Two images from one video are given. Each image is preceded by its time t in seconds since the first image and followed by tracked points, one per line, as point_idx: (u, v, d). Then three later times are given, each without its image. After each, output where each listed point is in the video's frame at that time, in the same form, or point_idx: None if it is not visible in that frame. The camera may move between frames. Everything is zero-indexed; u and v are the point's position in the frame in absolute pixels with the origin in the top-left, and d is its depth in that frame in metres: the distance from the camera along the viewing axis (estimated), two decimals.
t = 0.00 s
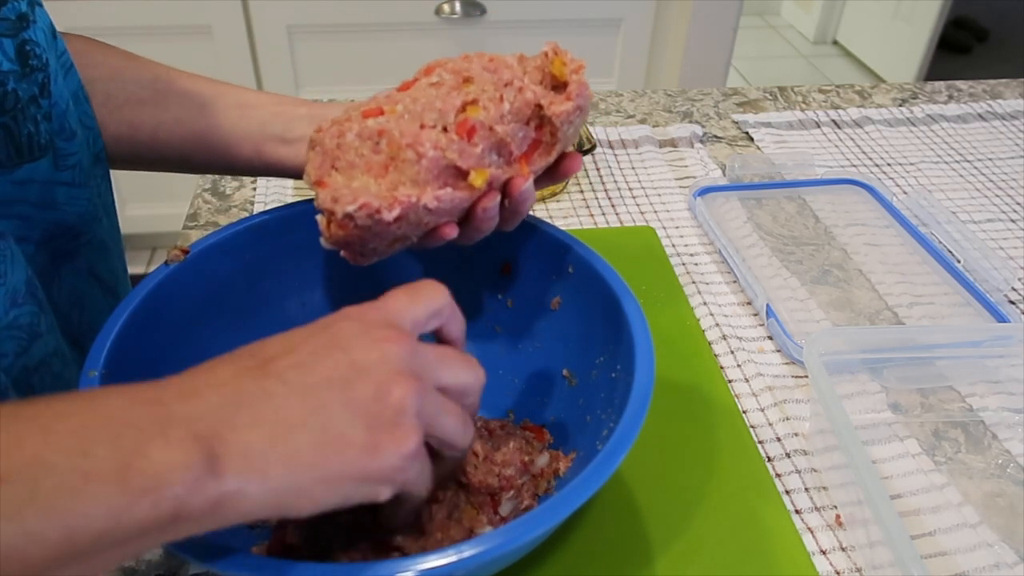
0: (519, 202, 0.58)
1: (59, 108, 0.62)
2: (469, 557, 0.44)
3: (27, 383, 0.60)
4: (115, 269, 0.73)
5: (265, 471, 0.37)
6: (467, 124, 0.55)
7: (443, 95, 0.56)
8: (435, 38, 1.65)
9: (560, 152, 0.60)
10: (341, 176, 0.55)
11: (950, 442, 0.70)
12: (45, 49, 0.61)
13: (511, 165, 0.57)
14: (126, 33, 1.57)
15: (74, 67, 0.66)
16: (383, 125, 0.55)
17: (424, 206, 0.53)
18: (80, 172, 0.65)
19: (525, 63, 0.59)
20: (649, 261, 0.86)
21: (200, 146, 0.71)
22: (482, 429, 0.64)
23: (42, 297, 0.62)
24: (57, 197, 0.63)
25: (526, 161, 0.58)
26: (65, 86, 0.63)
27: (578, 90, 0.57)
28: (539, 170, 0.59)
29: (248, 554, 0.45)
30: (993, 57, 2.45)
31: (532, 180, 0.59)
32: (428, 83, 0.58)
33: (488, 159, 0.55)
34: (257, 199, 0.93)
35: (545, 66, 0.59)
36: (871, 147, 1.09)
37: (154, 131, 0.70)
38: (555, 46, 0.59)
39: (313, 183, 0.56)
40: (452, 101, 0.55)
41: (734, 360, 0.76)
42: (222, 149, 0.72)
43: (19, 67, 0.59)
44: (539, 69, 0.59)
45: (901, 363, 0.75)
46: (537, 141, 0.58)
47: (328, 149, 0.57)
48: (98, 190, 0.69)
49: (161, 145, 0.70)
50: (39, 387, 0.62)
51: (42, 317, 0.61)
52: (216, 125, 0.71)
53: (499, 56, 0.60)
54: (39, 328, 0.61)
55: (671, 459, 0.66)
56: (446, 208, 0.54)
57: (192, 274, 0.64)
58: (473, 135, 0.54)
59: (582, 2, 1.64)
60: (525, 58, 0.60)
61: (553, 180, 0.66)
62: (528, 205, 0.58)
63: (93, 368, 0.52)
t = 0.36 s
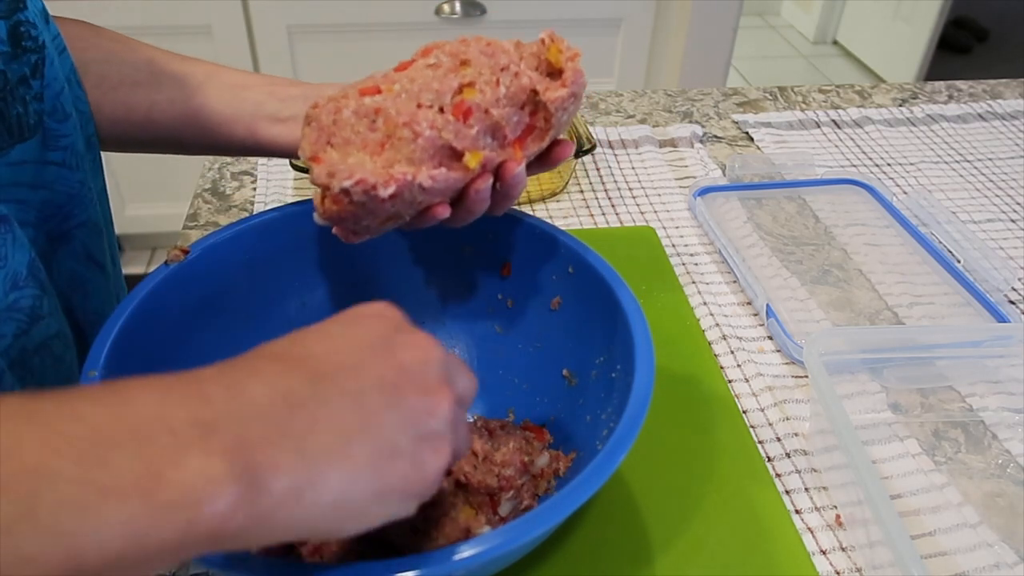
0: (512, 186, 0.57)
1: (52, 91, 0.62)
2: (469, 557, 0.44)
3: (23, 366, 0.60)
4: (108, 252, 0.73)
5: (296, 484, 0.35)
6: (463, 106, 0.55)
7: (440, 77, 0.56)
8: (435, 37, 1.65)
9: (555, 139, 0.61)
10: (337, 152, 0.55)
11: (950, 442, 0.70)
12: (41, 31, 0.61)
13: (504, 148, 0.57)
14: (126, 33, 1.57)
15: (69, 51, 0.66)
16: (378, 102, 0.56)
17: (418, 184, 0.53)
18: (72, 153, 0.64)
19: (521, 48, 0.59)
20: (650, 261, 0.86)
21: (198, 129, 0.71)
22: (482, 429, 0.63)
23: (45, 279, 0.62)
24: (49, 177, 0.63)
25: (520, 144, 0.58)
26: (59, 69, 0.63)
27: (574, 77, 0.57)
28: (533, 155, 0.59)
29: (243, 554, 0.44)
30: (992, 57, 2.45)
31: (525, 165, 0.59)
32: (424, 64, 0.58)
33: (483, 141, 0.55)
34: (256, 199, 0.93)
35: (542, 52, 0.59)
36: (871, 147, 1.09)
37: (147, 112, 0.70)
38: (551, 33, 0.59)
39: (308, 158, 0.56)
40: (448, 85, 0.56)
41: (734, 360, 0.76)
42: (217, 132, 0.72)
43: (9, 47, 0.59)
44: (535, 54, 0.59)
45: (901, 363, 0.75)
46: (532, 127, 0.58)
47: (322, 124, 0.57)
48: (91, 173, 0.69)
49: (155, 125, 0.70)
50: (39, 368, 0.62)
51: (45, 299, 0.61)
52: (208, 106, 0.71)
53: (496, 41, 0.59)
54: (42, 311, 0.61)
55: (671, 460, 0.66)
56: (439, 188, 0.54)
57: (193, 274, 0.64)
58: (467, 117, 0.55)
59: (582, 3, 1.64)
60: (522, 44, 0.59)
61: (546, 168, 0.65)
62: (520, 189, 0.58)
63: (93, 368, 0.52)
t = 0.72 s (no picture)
0: (500, 198, 0.58)
1: (53, 76, 0.62)
2: (469, 557, 0.44)
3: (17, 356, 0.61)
4: (105, 238, 0.73)
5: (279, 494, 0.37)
6: (454, 121, 0.54)
7: (434, 87, 0.56)
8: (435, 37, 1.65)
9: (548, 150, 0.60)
10: (328, 159, 0.56)
11: (950, 442, 0.70)
12: (43, 16, 0.61)
13: (494, 161, 0.57)
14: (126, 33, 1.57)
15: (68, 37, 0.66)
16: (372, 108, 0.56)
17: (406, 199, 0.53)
18: (72, 139, 0.64)
19: (518, 60, 0.58)
20: (650, 262, 0.86)
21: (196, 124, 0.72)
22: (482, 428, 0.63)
23: (55, 267, 0.62)
24: (54, 163, 0.63)
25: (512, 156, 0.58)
26: (59, 54, 0.63)
27: (569, 96, 0.56)
28: (524, 168, 0.59)
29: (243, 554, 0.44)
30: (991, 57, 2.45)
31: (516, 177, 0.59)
32: (418, 72, 0.58)
33: (472, 155, 0.55)
34: (256, 199, 0.93)
35: (538, 66, 0.58)
36: (871, 147, 1.09)
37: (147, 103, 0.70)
38: (550, 47, 0.58)
39: (300, 163, 0.57)
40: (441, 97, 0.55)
41: (734, 360, 0.76)
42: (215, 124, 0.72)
43: (13, 32, 0.59)
44: (532, 66, 0.58)
45: (901, 363, 0.75)
46: (524, 141, 0.58)
47: (316, 127, 0.57)
48: (87, 159, 0.69)
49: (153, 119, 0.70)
50: (36, 356, 0.63)
51: (51, 289, 0.62)
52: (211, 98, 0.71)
53: (493, 52, 0.59)
54: (45, 300, 0.61)
55: (671, 460, 0.66)
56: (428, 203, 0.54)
57: (193, 273, 0.64)
58: (458, 131, 0.54)
59: (582, 3, 1.64)
60: (520, 55, 0.59)
61: (538, 176, 0.65)
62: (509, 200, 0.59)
63: (94, 368, 0.52)
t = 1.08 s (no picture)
0: (494, 201, 0.58)
1: (57, 69, 0.62)
2: (469, 557, 0.44)
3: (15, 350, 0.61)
4: (111, 234, 0.73)
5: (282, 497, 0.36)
6: (448, 125, 0.54)
7: (430, 90, 0.56)
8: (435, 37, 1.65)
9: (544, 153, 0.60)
10: (323, 162, 0.56)
11: (950, 442, 0.70)
12: (46, 10, 0.61)
13: (488, 164, 0.57)
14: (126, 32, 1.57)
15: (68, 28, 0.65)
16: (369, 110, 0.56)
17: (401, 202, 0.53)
18: (76, 134, 0.64)
19: (514, 64, 0.58)
20: (650, 262, 0.86)
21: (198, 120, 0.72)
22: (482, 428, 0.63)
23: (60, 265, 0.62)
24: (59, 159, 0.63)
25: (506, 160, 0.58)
26: (63, 47, 0.62)
27: (564, 101, 0.56)
28: (518, 172, 0.59)
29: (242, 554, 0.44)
30: (990, 56, 2.46)
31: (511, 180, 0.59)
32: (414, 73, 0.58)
33: (467, 160, 0.55)
34: (256, 199, 0.93)
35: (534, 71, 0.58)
36: (871, 147, 1.09)
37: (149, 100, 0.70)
38: (546, 52, 0.58)
39: (295, 164, 0.57)
40: (436, 101, 0.55)
41: (734, 360, 0.76)
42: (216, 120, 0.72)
43: (17, 27, 0.59)
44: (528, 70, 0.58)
45: (901, 363, 0.75)
46: (518, 145, 0.58)
47: (309, 128, 0.57)
48: (92, 153, 0.69)
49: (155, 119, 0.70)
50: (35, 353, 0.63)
51: (52, 286, 0.62)
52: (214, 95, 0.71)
53: (490, 55, 0.59)
54: (45, 297, 0.61)
55: (671, 460, 0.66)
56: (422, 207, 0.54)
57: (195, 274, 0.64)
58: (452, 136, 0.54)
59: (582, 3, 1.64)
60: (517, 59, 0.59)
61: (533, 179, 0.65)
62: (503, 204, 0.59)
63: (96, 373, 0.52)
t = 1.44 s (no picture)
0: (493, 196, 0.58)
1: (58, 65, 0.62)
2: (469, 557, 0.44)
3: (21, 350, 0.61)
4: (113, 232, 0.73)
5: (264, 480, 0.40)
6: (447, 122, 0.54)
7: (429, 86, 0.56)
8: (435, 37, 1.65)
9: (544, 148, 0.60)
10: (322, 158, 0.56)
11: (950, 442, 0.70)
12: (47, 6, 0.61)
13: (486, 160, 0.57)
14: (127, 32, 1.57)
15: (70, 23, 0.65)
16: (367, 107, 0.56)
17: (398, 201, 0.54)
18: (79, 131, 0.65)
19: (513, 58, 0.57)
20: (650, 262, 0.86)
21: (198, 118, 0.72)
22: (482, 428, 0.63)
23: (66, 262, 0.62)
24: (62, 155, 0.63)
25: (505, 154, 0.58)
26: (64, 41, 0.62)
27: (563, 97, 0.55)
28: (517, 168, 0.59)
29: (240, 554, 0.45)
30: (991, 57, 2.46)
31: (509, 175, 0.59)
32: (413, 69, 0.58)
33: (465, 156, 0.55)
34: (256, 199, 0.93)
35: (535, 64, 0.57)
36: (871, 147, 1.09)
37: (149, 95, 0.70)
38: (545, 47, 0.57)
39: (294, 161, 0.57)
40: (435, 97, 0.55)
41: (734, 360, 0.76)
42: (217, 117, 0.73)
43: (20, 23, 0.58)
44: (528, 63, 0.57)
45: (901, 363, 0.75)
46: (518, 140, 0.58)
47: (307, 124, 0.57)
48: (95, 150, 0.69)
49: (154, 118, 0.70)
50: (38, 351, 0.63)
51: (58, 283, 0.62)
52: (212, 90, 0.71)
53: (490, 50, 0.58)
54: (50, 295, 0.61)
55: (671, 460, 0.66)
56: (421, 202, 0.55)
57: (194, 274, 0.64)
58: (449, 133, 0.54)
59: (582, 3, 1.64)
60: (517, 53, 0.58)
61: (532, 172, 0.65)
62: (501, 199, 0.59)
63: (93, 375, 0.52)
